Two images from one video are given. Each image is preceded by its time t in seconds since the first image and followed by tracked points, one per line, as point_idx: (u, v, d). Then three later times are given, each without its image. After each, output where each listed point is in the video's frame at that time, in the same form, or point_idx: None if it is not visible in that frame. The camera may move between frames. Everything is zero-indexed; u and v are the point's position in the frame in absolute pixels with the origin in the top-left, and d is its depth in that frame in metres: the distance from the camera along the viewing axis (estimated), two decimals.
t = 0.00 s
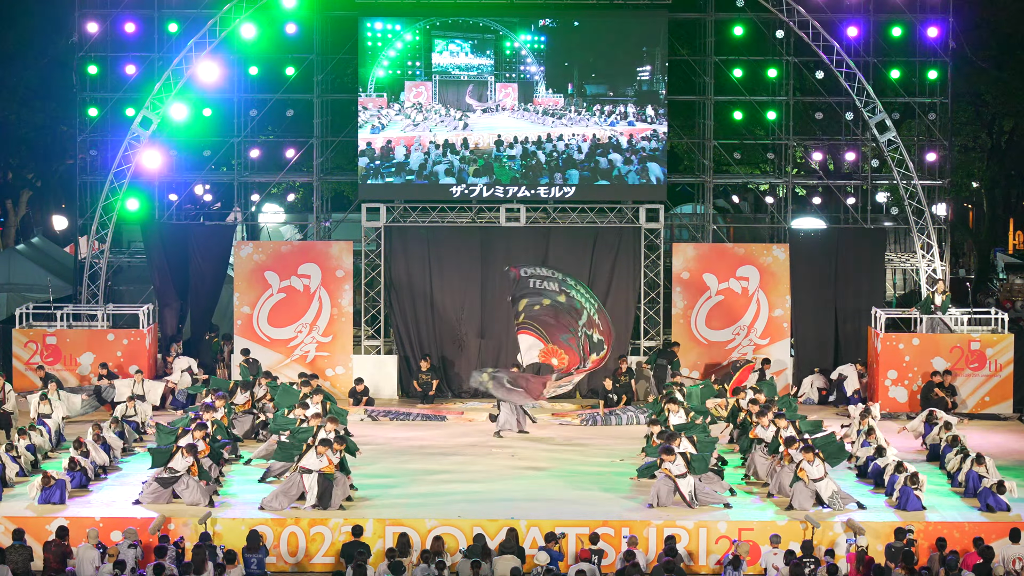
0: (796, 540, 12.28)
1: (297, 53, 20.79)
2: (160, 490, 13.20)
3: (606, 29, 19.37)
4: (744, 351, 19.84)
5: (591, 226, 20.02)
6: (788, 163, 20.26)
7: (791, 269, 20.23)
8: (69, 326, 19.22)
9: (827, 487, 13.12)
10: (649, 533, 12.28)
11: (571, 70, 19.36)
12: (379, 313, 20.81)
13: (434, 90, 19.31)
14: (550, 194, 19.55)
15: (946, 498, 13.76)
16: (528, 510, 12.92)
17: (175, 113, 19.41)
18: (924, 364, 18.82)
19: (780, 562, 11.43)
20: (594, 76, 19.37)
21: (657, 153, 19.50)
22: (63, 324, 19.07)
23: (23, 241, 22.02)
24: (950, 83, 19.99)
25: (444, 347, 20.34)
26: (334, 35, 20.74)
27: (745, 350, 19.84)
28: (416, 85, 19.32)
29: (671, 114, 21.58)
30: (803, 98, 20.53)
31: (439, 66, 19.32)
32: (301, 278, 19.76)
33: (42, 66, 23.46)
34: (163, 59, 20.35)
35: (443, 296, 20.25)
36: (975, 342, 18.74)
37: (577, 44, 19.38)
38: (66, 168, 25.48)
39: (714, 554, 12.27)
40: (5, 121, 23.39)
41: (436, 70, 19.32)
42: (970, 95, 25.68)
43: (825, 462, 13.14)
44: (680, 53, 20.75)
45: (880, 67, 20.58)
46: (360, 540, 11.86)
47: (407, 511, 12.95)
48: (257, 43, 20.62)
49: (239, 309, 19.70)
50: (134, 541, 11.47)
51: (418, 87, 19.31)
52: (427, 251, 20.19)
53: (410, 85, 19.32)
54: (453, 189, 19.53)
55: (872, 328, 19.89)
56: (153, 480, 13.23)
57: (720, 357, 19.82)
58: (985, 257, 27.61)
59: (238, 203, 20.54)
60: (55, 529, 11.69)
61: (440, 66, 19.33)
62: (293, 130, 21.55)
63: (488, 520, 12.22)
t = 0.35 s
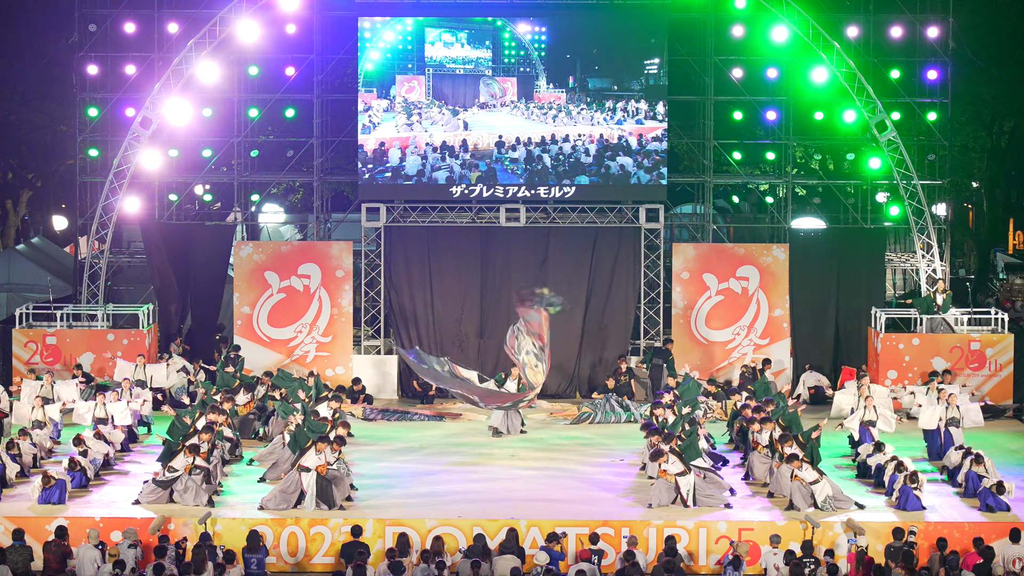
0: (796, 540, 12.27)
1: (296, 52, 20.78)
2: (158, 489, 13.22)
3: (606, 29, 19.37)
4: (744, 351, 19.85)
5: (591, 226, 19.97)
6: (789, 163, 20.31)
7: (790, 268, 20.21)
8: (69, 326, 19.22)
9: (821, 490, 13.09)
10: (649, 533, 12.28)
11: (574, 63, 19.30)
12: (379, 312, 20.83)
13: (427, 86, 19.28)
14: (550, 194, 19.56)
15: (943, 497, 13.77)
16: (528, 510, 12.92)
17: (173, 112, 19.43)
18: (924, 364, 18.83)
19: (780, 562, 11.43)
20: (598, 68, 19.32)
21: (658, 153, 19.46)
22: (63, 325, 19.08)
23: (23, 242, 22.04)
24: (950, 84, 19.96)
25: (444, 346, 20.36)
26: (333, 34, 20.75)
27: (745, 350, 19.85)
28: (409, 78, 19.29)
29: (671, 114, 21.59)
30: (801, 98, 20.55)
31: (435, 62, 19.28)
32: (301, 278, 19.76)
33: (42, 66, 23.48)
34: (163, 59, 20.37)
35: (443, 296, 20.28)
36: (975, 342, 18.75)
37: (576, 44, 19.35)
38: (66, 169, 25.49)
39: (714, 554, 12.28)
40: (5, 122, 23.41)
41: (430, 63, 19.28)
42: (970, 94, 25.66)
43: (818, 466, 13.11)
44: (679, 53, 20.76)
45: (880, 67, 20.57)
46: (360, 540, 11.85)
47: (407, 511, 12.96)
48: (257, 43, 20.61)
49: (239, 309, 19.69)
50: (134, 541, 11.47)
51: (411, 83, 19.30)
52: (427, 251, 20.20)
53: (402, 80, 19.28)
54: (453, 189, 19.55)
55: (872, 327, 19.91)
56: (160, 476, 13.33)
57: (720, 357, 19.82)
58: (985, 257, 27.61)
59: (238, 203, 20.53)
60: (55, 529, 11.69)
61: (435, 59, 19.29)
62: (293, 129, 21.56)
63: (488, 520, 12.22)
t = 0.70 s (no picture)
0: (797, 540, 12.27)
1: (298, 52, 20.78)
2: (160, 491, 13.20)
3: (606, 28, 19.40)
4: (744, 351, 19.85)
5: (591, 226, 20.00)
6: (789, 163, 20.33)
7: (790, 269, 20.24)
8: (69, 325, 19.23)
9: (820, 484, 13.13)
10: (649, 533, 12.28)
11: (574, 53, 19.35)
12: (378, 312, 20.84)
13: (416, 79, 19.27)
14: (550, 194, 19.52)
15: (943, 497, 13.77)
16: (529, 510, 12.92)
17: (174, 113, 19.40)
18: (924, 364, 18.83)
19: (780, 562, 11.42)
20: (599, 59, 19.35)
21: (657, 153, 19.46)
22: (63, 324, 19.08)
23: (23, 241, 22.04)
24: (950, 84, 19.94)
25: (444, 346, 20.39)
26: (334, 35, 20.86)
27: (745, 350, 19.85)
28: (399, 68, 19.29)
29: (671, 114, 21.59)
30: (801, 98, 20.56)
31: (427, 58, 19.27)
32: (301, 278, 19.77)
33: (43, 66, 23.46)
34: (163, 59, 20.36)
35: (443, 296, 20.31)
36: (975, 342, 18.74)
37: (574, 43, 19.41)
38: (67, 168, 25.46)
39: (714, 554, 12.27)
40: (6, 121, 23.38)
41: (420, 54, 19.30)
42: (970, 94, 25.65)
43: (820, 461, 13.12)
44: (679, 53, 20.75)
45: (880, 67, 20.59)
46: (360, 540, 11.85)
47: (407, 510, 12.96)
48: (256, 42, 20.59)
49: (239, 309, 19.70)
50: (134, 540, 11.46)
51: (403, 80, 19.28)
52: (427, 251, 20.20)
53: (390, 73, 19.27)
54: (453, 189, 19.52)
55: (872, 327, 19.92)
56: (157, 472, 13.18)
57: (721, 357, 19.82)
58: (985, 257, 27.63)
59: (239, 203, 20.54)
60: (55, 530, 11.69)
61: (426, 50, 19.31)
62: (294, 129, 21.55)
63: (489, 520, 12.22)
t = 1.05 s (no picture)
0: (797, 540, 12.26)
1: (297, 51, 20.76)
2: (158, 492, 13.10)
3: (605, 26, 19.38)
4: (744, 350, 19.82)
5: (591, 225, 20.03)
6: (789, 163, 20.33)
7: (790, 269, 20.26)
8: (69, 325, 19.22)
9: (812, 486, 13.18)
10: (649, 533, 12.28)
11: (573, 44, 19.36)
12: (378, 312, 20.84)
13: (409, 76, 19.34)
14: (550, 193, 19.49)
15: (943, 497, 13.77)
16: (529, 510, 12.91)
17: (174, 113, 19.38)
18: (924, 364, 18.83)
19: (780, 562, 11.41)
20: (599, 49, 19.35)
21: (658, 152, 19.47)
22: (63, 323, 19.08)
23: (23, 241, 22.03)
24: (950, 83, 19.97)
25: (444, 345, 20.36)
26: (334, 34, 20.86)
27: (746, 349, 19.83)
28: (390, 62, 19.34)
29: (671, 113, 21.59)
30: (800, 98, 20.56)
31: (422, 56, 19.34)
32: (301, 278, 19.77)
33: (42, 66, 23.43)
34: (163, 58, 20.34)
35: (442, 295, 20.28)
36: (975, 342, 18.74)
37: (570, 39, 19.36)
38: (67, 169, 25.42)
39: (714, 554, 12.27)
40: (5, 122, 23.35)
41: (408, 46, 19.34)
42: (971, 94, 25.63)
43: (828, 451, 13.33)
44: (680, 53, 20.75)
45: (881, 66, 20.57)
46: (360, 540, 11.84)
47: (408, 510, 12.95)
48: (257, 41, 20.56)
49: (239, 309, 19.69)
50: (134, 540, 11.46)
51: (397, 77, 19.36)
52: (427, 251, 20.22)
53: (376, 66, 19.34)
54: (453, 188, 19.51)
55: (873, 327, 19.91)
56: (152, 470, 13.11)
57: (721, 356, 19.80)
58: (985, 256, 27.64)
59: (239, 203, 20.56)
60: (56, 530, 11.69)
61: (413, 41, 19.35)
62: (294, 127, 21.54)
63: (489, 520, 12.22)
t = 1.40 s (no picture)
0: (797, 540, 12.27)
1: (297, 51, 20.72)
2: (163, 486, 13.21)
3: (604, 29, 19.51)
4: (744, 350, 19.85)
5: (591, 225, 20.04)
6: (789, 162, 20.37)
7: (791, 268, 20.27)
8: (69, 325, 19.22)
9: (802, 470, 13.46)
10: (649, 533, 12.29)
11: (570, 40, 19.55)
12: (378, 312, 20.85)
13: (404, 78, 19.46)
14: (550, 194, 19.46)
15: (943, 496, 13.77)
16: (529, 511, 12.90)
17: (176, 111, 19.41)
18: (924, 364, 18.84)
19: (780, 562, 11.40)
20: (596, 45, 19.54)
21: (658, 152, 19.44)
22: (63, 323, 19.08)
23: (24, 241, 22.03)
24: (950, 83, 19.99)
25: (444, 345, 20.36)
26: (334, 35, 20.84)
27: (746, 349, 19.86)
28: (385, 61, 19.48)
29: (671, 113, 21.58)
30: (801, 97, 20.58)
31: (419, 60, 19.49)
32: (301, 278, 19.77)
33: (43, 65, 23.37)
34: (163, 58, 20.34)
35: (442, 296, 20.26)
36: (975, 342, 18.75)
37: (571, 44, 19.55)
38: (68, 169, 25.35)
39: (714, 554, 12.27)
40: (5, 122, 23.29)
41: (399, 43, 19.56)
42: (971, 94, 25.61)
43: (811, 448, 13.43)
44: (679, 53, 20.76)
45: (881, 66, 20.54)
46: (360, 540, 11.84)
47: (407, 510, 12.94)
48: (257, 41, 20.58)
49: (239, 309, 19.69)
50: (134, 540, 11.46)
51: (392, 81, 19.45)
52: (428, 251, 20.23)
53: (368, 64, 19.47)
54: (453, 188, 19.44)
55: (873, 327, 19.91)
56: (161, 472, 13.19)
57: (721, 356, 19.82)
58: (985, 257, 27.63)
59: (239, 203, 20.58)
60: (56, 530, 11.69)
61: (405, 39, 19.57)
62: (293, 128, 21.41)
63: (489, 520, 12.22)
